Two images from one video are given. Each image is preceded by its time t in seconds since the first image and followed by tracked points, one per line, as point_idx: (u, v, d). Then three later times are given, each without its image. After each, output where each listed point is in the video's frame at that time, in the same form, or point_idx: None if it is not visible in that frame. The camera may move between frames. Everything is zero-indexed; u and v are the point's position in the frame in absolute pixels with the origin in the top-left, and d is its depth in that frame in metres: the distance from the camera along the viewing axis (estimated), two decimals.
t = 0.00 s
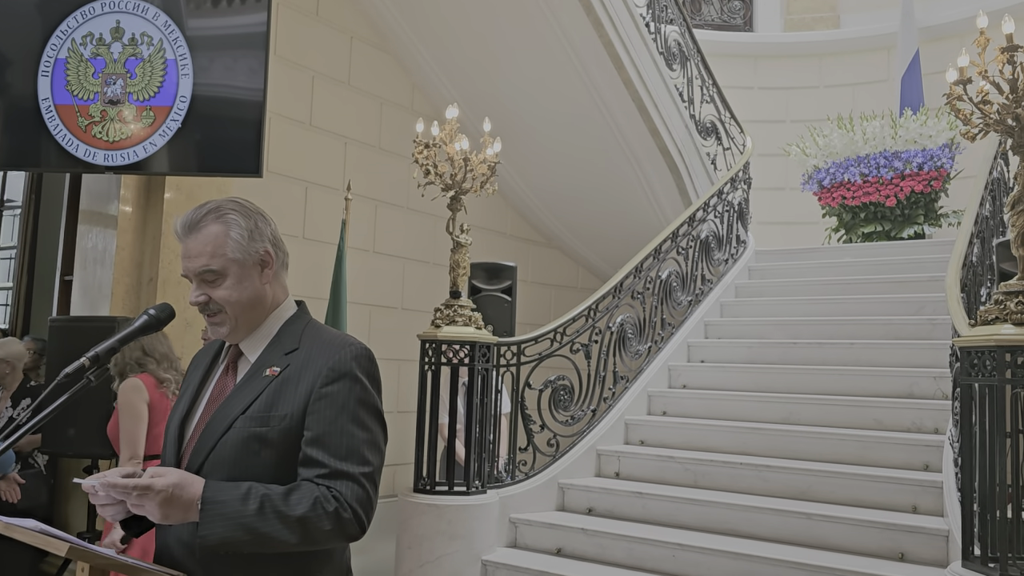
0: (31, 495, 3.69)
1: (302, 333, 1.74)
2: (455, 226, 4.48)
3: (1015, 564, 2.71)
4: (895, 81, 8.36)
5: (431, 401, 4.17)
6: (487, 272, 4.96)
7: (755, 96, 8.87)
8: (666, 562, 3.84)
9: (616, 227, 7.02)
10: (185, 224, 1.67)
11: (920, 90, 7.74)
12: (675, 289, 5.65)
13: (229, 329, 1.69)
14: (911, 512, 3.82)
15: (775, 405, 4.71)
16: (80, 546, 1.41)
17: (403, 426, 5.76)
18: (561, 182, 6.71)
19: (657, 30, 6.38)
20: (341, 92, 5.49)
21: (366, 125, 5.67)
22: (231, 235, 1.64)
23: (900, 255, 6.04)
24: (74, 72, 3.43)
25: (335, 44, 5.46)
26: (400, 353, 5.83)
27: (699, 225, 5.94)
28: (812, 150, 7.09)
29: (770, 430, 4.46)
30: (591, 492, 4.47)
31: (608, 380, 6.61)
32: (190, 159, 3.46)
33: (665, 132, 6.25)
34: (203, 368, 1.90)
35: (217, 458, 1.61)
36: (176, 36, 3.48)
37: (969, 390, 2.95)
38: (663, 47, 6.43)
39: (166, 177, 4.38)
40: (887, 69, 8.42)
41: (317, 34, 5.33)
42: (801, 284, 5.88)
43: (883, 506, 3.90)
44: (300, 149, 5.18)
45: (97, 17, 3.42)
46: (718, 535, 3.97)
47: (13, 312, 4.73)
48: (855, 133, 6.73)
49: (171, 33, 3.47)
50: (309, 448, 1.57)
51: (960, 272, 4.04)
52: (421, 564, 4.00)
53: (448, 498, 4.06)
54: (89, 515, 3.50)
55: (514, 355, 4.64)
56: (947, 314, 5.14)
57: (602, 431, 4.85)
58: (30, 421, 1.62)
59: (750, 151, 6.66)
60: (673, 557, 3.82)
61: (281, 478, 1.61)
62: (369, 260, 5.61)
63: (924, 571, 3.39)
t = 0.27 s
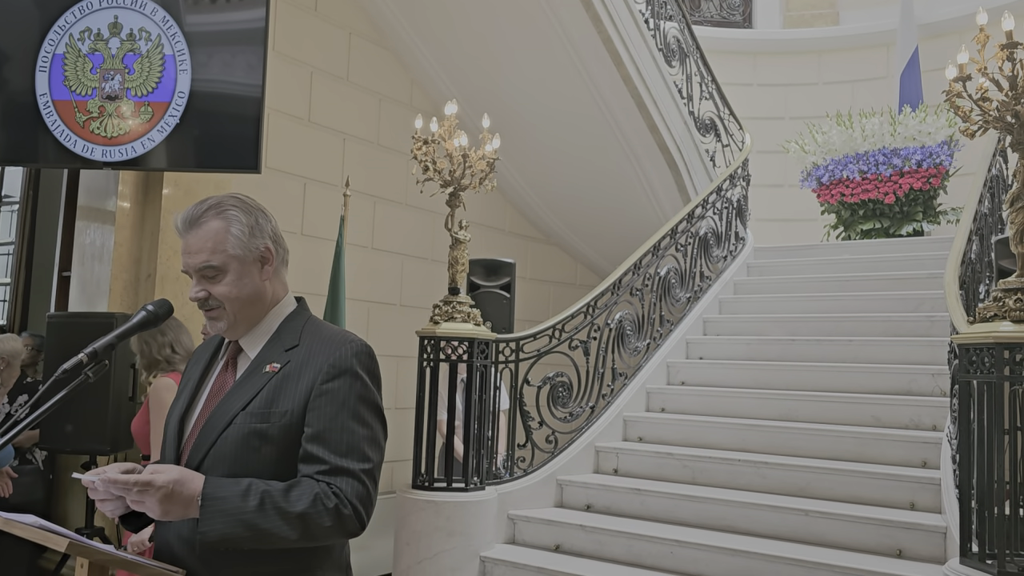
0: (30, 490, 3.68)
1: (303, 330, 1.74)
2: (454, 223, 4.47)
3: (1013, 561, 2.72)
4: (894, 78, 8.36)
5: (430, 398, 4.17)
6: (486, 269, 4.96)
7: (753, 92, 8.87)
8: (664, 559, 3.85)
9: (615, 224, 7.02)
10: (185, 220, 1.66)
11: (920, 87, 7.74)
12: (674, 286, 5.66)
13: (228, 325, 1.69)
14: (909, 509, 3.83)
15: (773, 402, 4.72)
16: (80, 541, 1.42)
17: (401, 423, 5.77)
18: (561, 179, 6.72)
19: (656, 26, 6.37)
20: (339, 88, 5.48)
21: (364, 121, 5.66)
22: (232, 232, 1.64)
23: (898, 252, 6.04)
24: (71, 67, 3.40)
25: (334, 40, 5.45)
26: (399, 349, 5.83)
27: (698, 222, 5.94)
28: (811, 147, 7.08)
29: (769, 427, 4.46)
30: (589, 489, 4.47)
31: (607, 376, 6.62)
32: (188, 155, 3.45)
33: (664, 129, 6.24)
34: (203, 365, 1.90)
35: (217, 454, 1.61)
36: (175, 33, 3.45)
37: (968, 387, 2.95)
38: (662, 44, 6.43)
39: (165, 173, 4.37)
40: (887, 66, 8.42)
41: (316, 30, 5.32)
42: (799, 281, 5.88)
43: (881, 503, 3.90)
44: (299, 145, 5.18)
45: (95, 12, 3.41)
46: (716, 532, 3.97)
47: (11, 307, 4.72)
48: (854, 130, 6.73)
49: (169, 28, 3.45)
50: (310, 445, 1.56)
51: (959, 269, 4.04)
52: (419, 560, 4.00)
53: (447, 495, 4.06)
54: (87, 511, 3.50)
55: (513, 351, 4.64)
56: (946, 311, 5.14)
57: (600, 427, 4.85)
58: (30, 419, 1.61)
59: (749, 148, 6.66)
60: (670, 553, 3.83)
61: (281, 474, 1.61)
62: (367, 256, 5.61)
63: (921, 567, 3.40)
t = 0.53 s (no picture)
0: (32, 486, 3.68)
1: (303, 326, 1.73)
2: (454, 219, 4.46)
3: (1013, 558, 2.72)
4: (894, 75, 8.34)
5: (430, 394, 4.17)
6: (486, 265, 4.97)
7: (753, 89, 8.86)
8: (664, 555, 3.85)
9: (614, 221, 7.01)
10: (185, 216, 1.66)
11: (920, 83, 7.72)
12: (674, 283, 5.65)
13: (228, 320, 1.68)
14: (909, 505, 3.83)
15: (773, 399, 4.72)
16: (80, 537, 1.41)
17: (402, 420, 5.77)
18: (561, 176, 6.71)
19: (656, 22, 6.36)
20: (339, 84, 5.47)
21: (364, 117, 5.65)
22: (232, 227, 1.64)
23: (899, 249, 6.04)
24: (70, 63, 3.38)
25: (333, 36, 5.44)
26: (398, 345, 5.83)
27: (698, 218, 5.94)
28: (811, 144, 7.08)
29: (769, 424, 4.46)
30: (589, 485, 4.47)
31: (607, 373, 6.62)
32: (187, 151, 3.43)
33: (665, 125, 6.24)
34: (203, 361, 1.90)
35: (217, 450, 1.61)
36: (174, 28, 3.44)
37: (968, 383, 2.95)
38: (662, 40, 6.42)
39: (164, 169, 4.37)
40: (887, 62, 8.41)
41: (315, 26, 5.30)
42: (799, 277, 5.88)
43: (881, 500, 3.90)
44: (299, 141, 5.17)
45: (94, 8, 3.38)
46: (716, 528, 3.97)
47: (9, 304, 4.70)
48: (854, 127, 6.72)
49: (169, 24, 3.43)
50: (310, 441, 1.56)
51: (959, 266, 4.04)
52: (419, 556, 4.00)
53: (447, 492, 4.06)
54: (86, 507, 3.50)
55: (513, 348, 4.63)
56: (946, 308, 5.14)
57: (600, 424, 4.85)
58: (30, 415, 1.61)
59: (749, 144, 6.65)
60: (670, 550, 3.83)
61: (282, 470, 1.61)
62: (367, 253, 5.60)
63: (921, 563, 3.39)
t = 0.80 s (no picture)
0: (36, 484, 3.69)
1: (304, 325, 1.73)
2: (455, 218, 4.45)
3: (1015, 555, 2.72)
4: (895, 72, 8.33)
5: (431, 393, 4.17)
6: (487, 263, 4.97)
7: (754, 86, 8.85)
8: (666, 553, 3.85)
9: (616, 219, 7.01)
10: (186, 214, 1.66)
11: (921, 80, 7.71)
12: (676, 281, 5.65)
13: (228, 319, 1.68)
14: (911, 503, 3.83)
15: (775, 397, 4.71)
16: (82, 537, 1.41)
17: (403, 419, 5.77)
18: (563, 174, 6.71)
19: (657, 20, 6.35)
20: (340, 82, 5.46)
21: (364, 116, 5.65)
22: (233, 226, 1.63)
23: (900, 246, 6.03)
24: (71, 61, 3.37)
25: (334, 34, 5.43)
26: (400, 344, 5.83)
27: (700, 216, 5.93)
28: (812, 141, 7.07)
29: (770, 422, 4.46)
30: (591, 483, 4.47)
31: (608, 371, 6.62)
32: (188, 150, 3.43)
33: (665, 123, 6.23)
34: (204, 360, 1.90)
35: (219, 450, 1.60)
36: (174, 26, 3.43)
37: (970, 381, 2.94)
38: (663, 37, 6.41)
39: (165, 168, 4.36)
40: (888, 59, 8.40)
41: (316, 25, 5.30)
42: (800, 275, 5.87)
43: (883, 497, 3.90)
44: (300, 140, 5.17)
45: (93, 7, 3.37)
46: (718, 526, 3.97)
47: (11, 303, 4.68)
48: (856, 124, 6.72)
49: (169, 22, 3.42)
50: (312, 440, 1.56)
51: (960, 263, 4.03)
52: (421, 555, 4.00)
53: (449, 490, 4.06)
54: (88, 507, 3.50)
55: (514, 346, 4.63)
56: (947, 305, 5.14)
57: (601, 422, 4.84)
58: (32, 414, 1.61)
59: (750, 142, 6.64)
60: (672, 548, 3.82)
61: (284, 470, 1.61)
62: (368, 251, 5.60)
63: (923, 561, 3.39)
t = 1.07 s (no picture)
0: (42, 482, 3.69)
1: (309, 323, 1.73)
2: (458, 216, 4.45)
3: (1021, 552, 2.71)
4: (899, 68, 8.32)
5: (435, 391, 4.17)
6: (490, 261, 4.95)
7: (758, 83, 8.83)
8: (670, 550, 3.85)
9: (620, 216, 7.00)
10: (191, 213, 1.66)
11: (925, 76, 7.69)
12: (679, 278, 5.64)
13: (233, 317, 1.68)
14: (916, 500, 3.82)
15: (779, 394, 4.71)
16: (88, 537, 1.41)
17: (408, 416, 5.77)
18: (567, 173, 6.71)
19: (660, 17, 6.34)
20: (343, 81, 5.46)
21: (367, 114, 5.65)
22: (238, 224, 1.64)
23: (904, 242, 6.02)
24: (74, 60, 3.37)
25: (337, 32, 5.43)
26: (404, 341, 5.83)
27: (703, 213, 5.92)
28: (816, 138, 7.06)
29: (775, 419, 4.45)
30: (595, 480, 4.47)
31: (612, 368, 6.62)
32: (191, 149, 3.42)
33: (669, 120, 6.23)
34: (209, 358, 1.90)
35: (224, 449, 1.61)
36: (178, 25, 3.43)
37: (975, 377, 2.94)
38: (666, 34, 6.40)
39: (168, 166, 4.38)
40: (892, 55, 8.38)
41: (318, 23, 5.29)
42: (804, 272, 5.86)
43: (888, 494, 3.90)
44: (303, 139, 5.17)
45: (96, 6, 3.36)
46: (723, 523, 3.97)
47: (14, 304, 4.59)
48: (859, 120, 6.70)
49: (172, 21, 3.42)
50: (317, 439, 1.56)
51: (965, 259, 4.02)
52: (425, 553, 4.00)
53: (453, 488, 4.06)
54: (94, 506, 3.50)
55: (518, 344, 4.62)
56: (952, 302, 5.12)
57: (606, 420, 4.84)
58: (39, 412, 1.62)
59: (754, 139, 6.63)
60: (676, 545, 3.82)
61: (289, 468, 1.61)
62: (371, 249, 5.60)
63: (928, 558, 3.38)
